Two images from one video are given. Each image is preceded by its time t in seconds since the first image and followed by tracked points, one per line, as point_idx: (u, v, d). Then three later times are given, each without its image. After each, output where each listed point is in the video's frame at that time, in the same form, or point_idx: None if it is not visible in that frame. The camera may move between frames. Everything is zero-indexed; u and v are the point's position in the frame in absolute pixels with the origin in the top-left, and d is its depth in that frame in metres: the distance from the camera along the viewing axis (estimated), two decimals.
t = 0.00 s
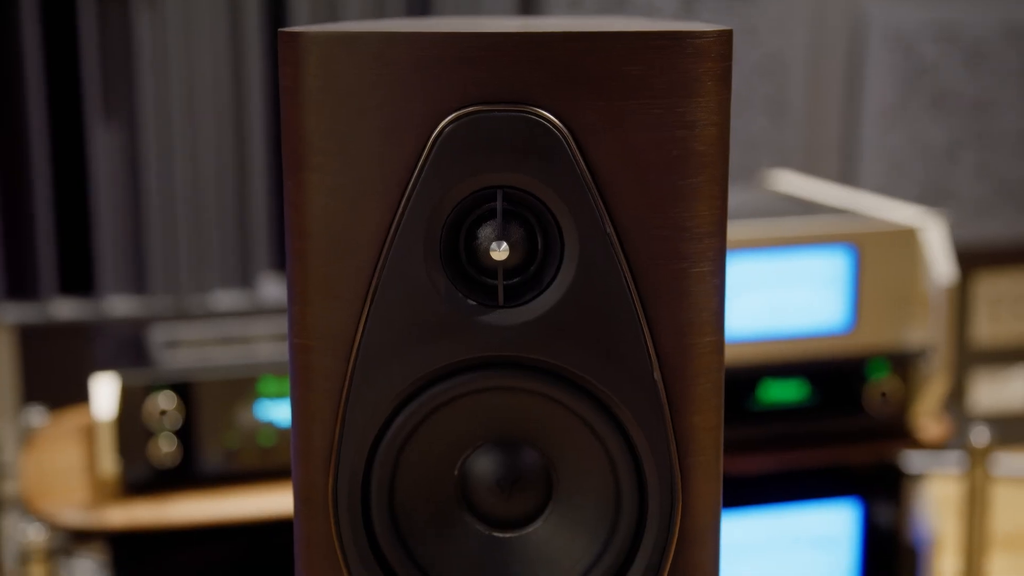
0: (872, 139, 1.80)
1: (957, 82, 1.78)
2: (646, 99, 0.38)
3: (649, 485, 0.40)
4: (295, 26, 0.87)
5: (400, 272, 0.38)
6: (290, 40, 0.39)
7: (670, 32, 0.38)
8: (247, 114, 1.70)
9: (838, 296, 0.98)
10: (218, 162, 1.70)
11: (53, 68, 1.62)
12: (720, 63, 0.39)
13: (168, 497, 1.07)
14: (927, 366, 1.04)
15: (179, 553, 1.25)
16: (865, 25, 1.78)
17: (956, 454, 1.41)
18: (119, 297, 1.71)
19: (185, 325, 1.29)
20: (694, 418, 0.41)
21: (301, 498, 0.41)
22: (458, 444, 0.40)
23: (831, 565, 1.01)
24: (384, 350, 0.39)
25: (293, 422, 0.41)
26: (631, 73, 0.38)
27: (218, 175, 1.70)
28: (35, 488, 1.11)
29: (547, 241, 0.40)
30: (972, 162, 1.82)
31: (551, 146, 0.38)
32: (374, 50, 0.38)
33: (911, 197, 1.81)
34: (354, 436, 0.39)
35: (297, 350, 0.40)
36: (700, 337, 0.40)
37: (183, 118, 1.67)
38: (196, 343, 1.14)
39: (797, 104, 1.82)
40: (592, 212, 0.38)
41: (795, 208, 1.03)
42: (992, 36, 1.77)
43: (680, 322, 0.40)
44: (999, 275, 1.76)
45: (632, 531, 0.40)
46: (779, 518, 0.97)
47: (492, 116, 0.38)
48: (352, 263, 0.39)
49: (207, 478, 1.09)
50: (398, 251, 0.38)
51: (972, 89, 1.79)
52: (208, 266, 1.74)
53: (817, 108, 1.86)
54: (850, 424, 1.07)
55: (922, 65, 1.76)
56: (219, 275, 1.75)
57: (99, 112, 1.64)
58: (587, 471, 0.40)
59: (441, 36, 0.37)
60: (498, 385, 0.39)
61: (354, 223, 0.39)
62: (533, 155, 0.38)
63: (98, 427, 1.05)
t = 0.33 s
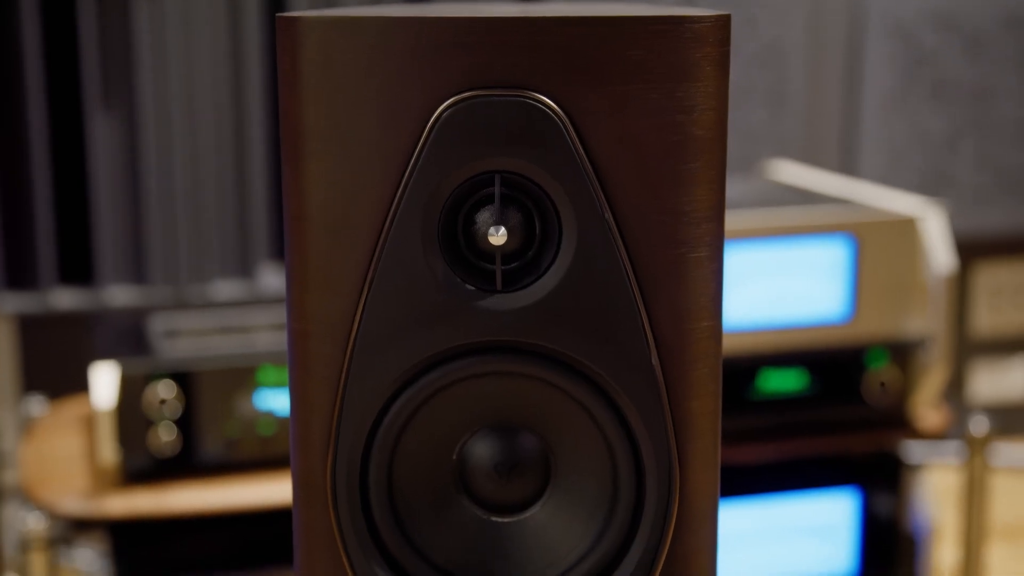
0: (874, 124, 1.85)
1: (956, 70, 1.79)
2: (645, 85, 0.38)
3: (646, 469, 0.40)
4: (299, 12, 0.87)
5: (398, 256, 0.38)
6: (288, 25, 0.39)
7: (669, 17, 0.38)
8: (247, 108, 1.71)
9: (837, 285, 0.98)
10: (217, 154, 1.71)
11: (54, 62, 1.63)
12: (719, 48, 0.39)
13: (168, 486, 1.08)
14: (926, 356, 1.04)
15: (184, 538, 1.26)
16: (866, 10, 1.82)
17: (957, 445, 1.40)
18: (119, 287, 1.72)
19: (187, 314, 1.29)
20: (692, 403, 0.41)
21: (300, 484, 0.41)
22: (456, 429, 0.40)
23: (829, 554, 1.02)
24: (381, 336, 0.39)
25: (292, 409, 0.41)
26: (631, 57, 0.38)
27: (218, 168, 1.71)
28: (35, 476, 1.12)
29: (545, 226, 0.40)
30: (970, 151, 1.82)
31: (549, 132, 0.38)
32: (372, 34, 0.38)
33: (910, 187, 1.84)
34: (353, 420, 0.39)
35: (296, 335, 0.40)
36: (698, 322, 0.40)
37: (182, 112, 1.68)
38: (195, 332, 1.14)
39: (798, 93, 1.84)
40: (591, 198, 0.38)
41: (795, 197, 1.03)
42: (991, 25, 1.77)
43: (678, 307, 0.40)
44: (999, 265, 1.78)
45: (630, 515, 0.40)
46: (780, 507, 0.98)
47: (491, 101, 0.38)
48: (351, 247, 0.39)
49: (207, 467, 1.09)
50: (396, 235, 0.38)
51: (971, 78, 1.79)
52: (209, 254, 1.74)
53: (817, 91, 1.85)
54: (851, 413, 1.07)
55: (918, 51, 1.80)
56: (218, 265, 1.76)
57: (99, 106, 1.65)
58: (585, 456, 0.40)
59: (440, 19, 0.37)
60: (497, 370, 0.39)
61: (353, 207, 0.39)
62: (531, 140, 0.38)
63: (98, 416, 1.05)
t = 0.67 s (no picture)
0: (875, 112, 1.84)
1: (956, 58, 1.81)
2: (644, 67, 0.38)
3: (645, 450, 0.40)
4: None
5: (399, 239, 0.38)
6: (286, 4, 0.38)
7: None
8: (248, 99, 1.71)
9: (838, 272, 0.98)
10: (218, 146, 1.72)
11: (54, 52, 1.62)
12: (719, 29, 0.39)
13: (170, 473, 1.08)
14: (927, 343, 1.04)
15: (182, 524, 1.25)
16: None
17: (956, 434, 1.40)
18: (120, 274, 1.72)
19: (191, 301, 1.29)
20: (691, 385, 0.41)
21: (300, 469, 0.41)
22: (456, 411, 0.40)
23: (828, 540, 1.02)
24: (381, 319, 0.39)
25: (291, 392, 0.41)
26: (630, 40, 0.38)
27: (218, 159, 1.73)
28: (36, 462, 1.12)
29: (544, 209, 0.40)
30: (971, 140, 1.84)
31: (549, 114, 0.38)
32: (371, 14, 0.37)
33: (911, 172, 1.84)
34: (354, 402, 0.39)
35: (296, 319, 0.40)
36: (697, 304, 0.40)
37: (183, 104, 1.69)
38: (197, 320, 1.14)
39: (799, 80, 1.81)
40: (591, 181, 0.38)
41: (796, 185, 1.03)
42: (992, 12, 1.78)
43: (678, 290, 0.40)
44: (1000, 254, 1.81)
45: (629, 497, 0.40)
46: (780, 495, 0.98)
47: (490, 83, 0.38)
48: (351, 228, 0.39)
49: (208, 454, 1.09)
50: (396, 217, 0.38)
51: (971, 63, 1.81)
52: (209, 244, 1.75)
53: (817, 75, 1.82)
54: (853, 401, 1.07)
55: (920, 37, 1.81)
56: (219, 253, 1.76)
57: (100, 97, 1.65)
58: (585, 438, 0.40)
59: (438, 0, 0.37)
60: (497, 353, 0.39)
61: (353, 188, 0.39)
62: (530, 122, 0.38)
63: (99, 404, 1.05)
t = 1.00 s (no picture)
0: (876, 102, 1.84)
1: (960, 50, 1.81)
2: (644, 51, 0.38)
3: (645, 434, 0.40)
4: None
5: (399, 223, 0.38)
6: None
7: None
8: (250, 92, 1.72)
9: (840, 261, 0.98)
10: (218, 140, 1.72)
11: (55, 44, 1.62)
12: (719, 12, 0.39)
13: (171, 461, 1.08)
14: (928, 333, 1.04)
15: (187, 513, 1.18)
16: None
17: (955, 423, 1.41)
18: (122, 264, 1.73)
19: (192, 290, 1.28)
20: (690, 368, 0.41)
21: (300, 454, 0.41)
22: (455, 395, 0.40)
23: (829, 528, 1.02)
24: (381, 302, 0.39)
25: (292, 374, 0.41)
26: (630, 23, 0.38)
27: (220, 153, 1.73)
28: (39, 450, 1.12)
29: (544, 191, 0.40)
30: (972, 130, 1.84)
31: (549, 97, 0.38)
32: None
33: (912, 162, 1.84)
34: (354, 385, 0.39)
35: (296, 303, 0.40)
36: (696, 288, 0.40)
37: (184, 96, 1.69)
38: (199, 308, 1.14)
39: (801, 69, 1.81)
40: (591, 164, 0.38)
41: (797, 174, 1.03)
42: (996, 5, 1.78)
43: (678, 273, 0.40)
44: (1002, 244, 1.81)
45: (629, 481, 0.40)
46: (783, 483, 0.98)
47: (489, 66, 0.38)
48: (351, 211, 0.39)
49: (210, 443, 1.09)
50: (397, 200, 0.38)
51: (974, 56, 1.81)
52: (211, 234, 1.75)
53: (819, 66, 1.83)
54: (854, 390, 1.07)
55: (924, 30, 1.80)
56: (221, 243, 1.76)
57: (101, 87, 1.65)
58: (585, 422, 0.40)
59: None
60: (496, 336, 0.39)
61: (353, 172, 0.39)
62: (531, 105, 0.38)
63: (100, 391, 1.05)
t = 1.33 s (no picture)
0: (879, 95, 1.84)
1: (964, 41, 1.80)
2: (646, 36, 0.38)
3: (647, 419, 0.40)
4: None
5: (401, 208, 0.38)
6: None
7: None
8: (252, 87, 1.71)
9: (842, 252, 0.98)
10: (221, 134, 1.72)
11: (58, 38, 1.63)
12: None
13: (174, 451, 1.08)
14: (931, 323, 1.04)
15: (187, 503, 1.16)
16: None
17: (959, 414, 1.42)
18: (125, 255, 1.73)
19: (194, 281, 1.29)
20: (692, 354, 0.41)
21: (302, 439, 0.41)
22: (457, 381, 0.40)
23: (832, 519, 1.03)
24: (382, 288, 0.39)
25: (294, 359, 0.41)
26: (632, 9, 0.38)
27: (224, 147, 1.73)
28: (42, 442, 1.12)
29: (546, 175, 0.40)
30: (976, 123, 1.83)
31: (550, 82, 0.38)
32: None
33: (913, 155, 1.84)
34: (356, 369, 0.39)
35: (297, 289, 0.40)
36: (697, 274, 0.40)
37: (186, 90, 1.69)
38: (201, 299, 1.14)
39: (803, 61, 1.83)
40: (593, 151, 0.38)
41: (800, 164, 1.03)
42: None
43: (680, 259, 0.40)
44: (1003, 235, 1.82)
45: (631, 466, 0.40)
46: (785, 474, 0.98)
47: (490, 51, 0.38)
48: (352, 196, 0.39)
49: (213, 433, 1.09)
50: (398, 186, 0.38)
51: (977, 45, 1.80)
52: (213, 226, 1.75)
53: (821, 59, 1.84)
54: (855, 380, 1.07)
55: (925, 21, 1.79)
56: (224, 235, 1.76)
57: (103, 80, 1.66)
58: (585, 407, 0.41)
59: None
60: (498, 322, 0.39)
61: (354, 157, 0.39)
62: (532, 90, 0.38)
63: (104, 381, 1.05)
